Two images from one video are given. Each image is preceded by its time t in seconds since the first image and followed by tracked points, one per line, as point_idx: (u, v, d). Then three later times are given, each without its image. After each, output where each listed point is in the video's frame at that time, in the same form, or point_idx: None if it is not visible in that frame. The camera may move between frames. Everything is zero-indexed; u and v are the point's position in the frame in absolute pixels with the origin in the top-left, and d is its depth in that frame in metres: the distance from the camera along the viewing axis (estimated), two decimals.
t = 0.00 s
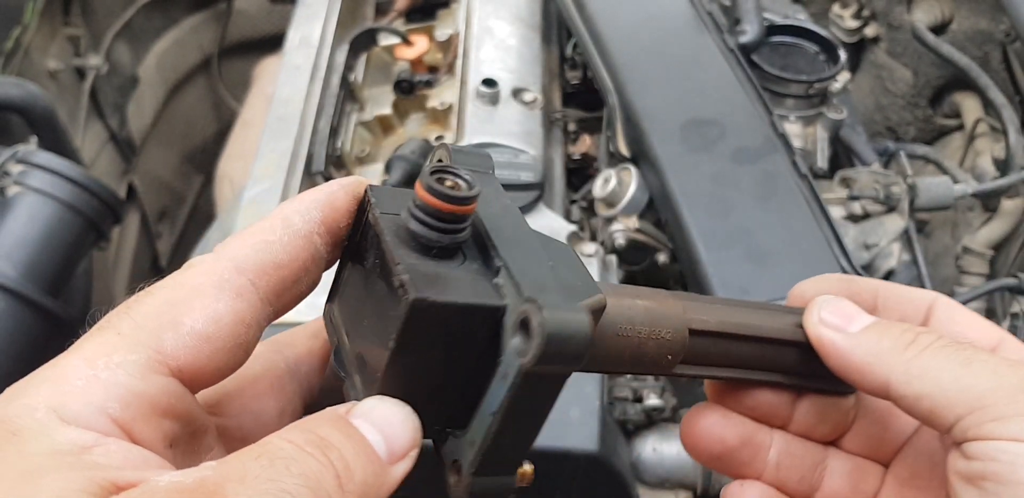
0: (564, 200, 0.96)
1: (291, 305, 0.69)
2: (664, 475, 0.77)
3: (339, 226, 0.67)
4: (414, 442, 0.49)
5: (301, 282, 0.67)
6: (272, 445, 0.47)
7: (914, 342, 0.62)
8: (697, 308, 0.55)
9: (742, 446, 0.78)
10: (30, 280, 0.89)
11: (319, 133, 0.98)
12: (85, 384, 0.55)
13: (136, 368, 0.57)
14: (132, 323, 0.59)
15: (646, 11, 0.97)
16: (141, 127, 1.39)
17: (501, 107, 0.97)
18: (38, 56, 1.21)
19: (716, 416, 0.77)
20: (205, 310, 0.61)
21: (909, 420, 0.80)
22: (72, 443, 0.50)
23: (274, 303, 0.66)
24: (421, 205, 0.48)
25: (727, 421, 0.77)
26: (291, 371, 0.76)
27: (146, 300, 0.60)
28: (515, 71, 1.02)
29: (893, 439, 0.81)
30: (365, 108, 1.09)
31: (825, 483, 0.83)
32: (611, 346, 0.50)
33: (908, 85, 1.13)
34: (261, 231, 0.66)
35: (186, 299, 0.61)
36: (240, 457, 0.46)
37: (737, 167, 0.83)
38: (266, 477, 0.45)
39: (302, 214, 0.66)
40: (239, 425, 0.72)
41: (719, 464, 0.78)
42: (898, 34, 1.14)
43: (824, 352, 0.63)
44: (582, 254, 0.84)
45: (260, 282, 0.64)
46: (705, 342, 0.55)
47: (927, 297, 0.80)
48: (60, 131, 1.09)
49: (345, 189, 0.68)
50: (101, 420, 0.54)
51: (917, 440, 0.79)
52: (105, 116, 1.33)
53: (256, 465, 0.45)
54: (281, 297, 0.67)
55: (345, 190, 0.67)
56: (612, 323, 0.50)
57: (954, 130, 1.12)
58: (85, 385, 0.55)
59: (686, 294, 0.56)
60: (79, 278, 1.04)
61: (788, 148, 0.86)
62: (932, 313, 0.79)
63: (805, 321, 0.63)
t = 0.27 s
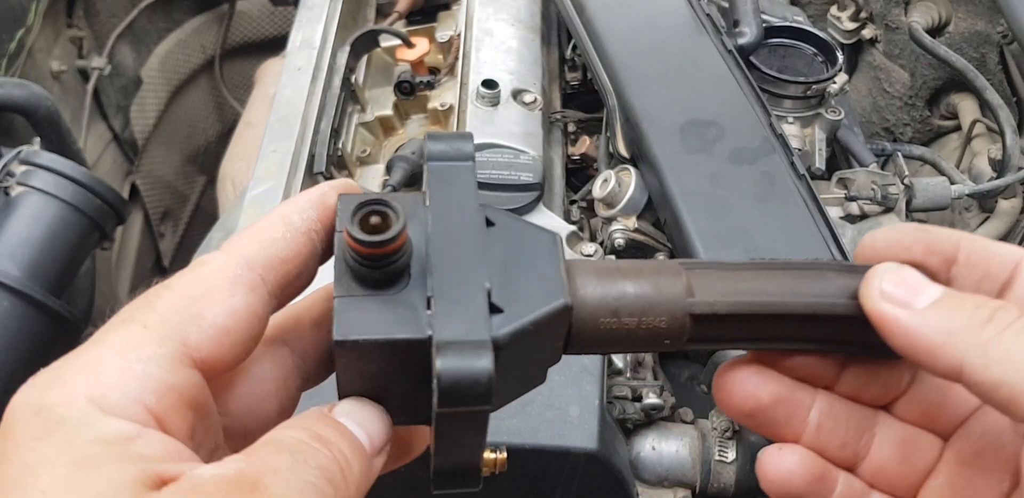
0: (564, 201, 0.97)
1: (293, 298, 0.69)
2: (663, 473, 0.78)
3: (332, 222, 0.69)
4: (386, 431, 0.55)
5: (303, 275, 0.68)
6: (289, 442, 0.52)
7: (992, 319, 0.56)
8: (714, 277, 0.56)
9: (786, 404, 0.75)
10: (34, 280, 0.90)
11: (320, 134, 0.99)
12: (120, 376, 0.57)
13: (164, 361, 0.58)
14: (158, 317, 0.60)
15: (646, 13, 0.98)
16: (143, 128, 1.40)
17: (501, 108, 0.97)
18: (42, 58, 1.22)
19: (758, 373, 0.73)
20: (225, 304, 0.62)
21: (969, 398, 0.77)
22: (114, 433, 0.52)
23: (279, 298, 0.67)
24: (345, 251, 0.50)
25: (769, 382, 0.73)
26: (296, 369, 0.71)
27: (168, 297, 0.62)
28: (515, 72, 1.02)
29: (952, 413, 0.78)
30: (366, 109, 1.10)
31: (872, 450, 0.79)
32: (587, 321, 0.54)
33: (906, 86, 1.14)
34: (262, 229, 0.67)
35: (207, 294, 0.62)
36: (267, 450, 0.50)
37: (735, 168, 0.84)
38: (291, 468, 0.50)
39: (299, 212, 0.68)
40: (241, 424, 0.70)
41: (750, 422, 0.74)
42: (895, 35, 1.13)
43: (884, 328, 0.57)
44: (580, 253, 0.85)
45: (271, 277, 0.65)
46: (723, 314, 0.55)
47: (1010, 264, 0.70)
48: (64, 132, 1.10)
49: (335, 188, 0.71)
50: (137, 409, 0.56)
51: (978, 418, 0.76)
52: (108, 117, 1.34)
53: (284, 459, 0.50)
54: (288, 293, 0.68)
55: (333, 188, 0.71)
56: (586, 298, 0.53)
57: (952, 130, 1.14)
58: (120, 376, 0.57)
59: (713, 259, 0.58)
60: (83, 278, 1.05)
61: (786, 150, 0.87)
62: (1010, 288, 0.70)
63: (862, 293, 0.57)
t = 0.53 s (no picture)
0: (564, 200, 0.96)
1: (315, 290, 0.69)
2: (664, 474, 0.77)
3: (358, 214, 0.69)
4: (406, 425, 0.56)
5: (327, 266, 0.67)
6: (313, 430, 0.52)
7: None
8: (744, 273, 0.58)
9: (818, 397, 0.77)
10: (31, 279, 0.89)
11: (319, 133, 0.99)
12: (146, 368, 0.56)
13: (187, 350, 0.58)
14: (183, 306, 0.60)
15: (646, 12, 0.97)
16: (141, 128, 1.40)
17: (502, 108, 0.97)
18: (40, 57, 1.21)
19: (791, 368, 0.75)
20: (248, 294, 0.62)
21: (1016, 404, 0.76)
22: (140, 427, 0.52)
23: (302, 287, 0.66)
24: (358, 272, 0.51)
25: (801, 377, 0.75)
26: (315, 354, 0.72)
27: (192, 286, 0.61)
28: (516, 71, 1.02)
29: (997, 416, 0.77)
30: (365, 108, 1.09)
31: (912, 451, 0.80)
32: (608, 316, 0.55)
33: (908, 86, 1.13)
34: (286, 217, 0.67)
35: (230, 283, 0.62)
36: (298, 440, 0.51)
37: (737, 168, 0.83)
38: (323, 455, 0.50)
39: (325, 201, 0.67)
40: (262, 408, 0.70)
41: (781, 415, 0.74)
42: (896, 34, 1.14)
43: (935, 333, 0.56)
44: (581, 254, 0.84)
45: (294, 267, 0.64)
46: (749, 316, 0.56)
47: None
48: (61, 131, 1.10)
49: (361, 178, 0.70)
50: (163, 400, 0.55)
51: None
52: (106, 117, 1.34)
53: (315, 449, 0.50)
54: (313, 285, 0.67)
55: (358, 177, 0.70)
56: (607, 295, 0.55)
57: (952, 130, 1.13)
58: (145, 368, 0.56)
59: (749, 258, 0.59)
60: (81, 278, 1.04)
61: (788, 149, 0.86)
62: None
63: (913, 297, 0.56)
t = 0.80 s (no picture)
0: (564, 200, 0.96)
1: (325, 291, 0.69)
2: (664, 474, 0.77)
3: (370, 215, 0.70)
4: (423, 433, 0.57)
5: (337, 268, 0.68)
6: (323, 435, 0.52)
7: None
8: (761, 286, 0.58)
9: (822, 405, 0.78)
10: (31, 279, 0.89)
11: (319, 133, 0.99)
12: (147, 371, 0.56)
13: (190, 352, 0.58)
14: (186, 308, 0.60)
15: (646, 11, 0.97)
16: (141, 128, 1.40)
17: (501, 108, 0.97)
18: (40, 56, 1.21)
19: (796, 378, 0.77)
20: (253, 295, 0.61)
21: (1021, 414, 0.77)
22: (142, 431, 0.52)
23: (311, 288, 0.67)
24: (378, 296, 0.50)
25: (806, 387, 0.77)
26: (323, 349, 0.72)
27: (198, 287, 0.61)
28: (516, 71, 1.02)
29: (1003, 424, 0.78)
30: (365, 108, 1.09)
31: (919, 459, 0.81)
32: (625, 329, 0.55)
33: (908, 85, 1.13)
34: (298, 217, 0.67)
35: (237, 283, 0.62)
36: (310, 445, 0.51)
37: (737, 168, 0.83)
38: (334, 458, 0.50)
39: (337, 202, 0.68)
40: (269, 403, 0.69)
41: (788, 422, 0.75)
42: (897, 34, 1.14)
43: (940, 346, 0.57)
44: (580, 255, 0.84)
45: (302, 268, 0.65)
46: (763, 332, 0.57)
47: None
48: (61, 131, 1.10)
49: (376, 180, 0.71)
50: (165, 403, 0.55)
51: None
52: (106, 117, 1.34)
53: (327, 455, 0.50)
54: (322, 286, 0.67)
55: (374, 180, 0.71)
56: (625, 307, 0.55)
57: (953, 130, 1.13)
58: (147, 371, 0.56)
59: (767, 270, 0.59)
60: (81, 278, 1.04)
61: (789, 150, 0.86)
62: None
63: (919, 311, 0.57)
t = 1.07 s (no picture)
0: (564, 200, 0.96)
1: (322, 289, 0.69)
2: (664, 474, 0.77)
3: (366, 214, 0.70)
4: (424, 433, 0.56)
5: (333, 266, 0.68)
6: (322, 425, 0.52)
7: None
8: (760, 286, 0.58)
9: (819, 400, 0.78)
10: (31, 279, 0.89)
11: (319, 133, 0.99)
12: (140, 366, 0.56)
13: (183, 347, 0.58)
14: (180, 304, 0.60)
15: (646, 11, 0.97)
16: (141, 128, 1.40)
17: (501, 108, 0.97)
18: (40, 57, 1.21)
19: (793, 375, 0.77)
20: (248, 290, 0.62)
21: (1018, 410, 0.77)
22: (134, 425, 0.52)
23: (306, 286, 0.66)
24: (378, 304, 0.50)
25: (802, 382, 0.78)
26: (322, 346, 0.72)
27: (193, 283, 0.62)
28: (516, 71, 1.02)
29: (1000, 420, 0.78)
30: (365, 108, 1.09)
31: (916, 454, 0.81)
32: (624, 329, 0.55)
33: (908, 85, 1.13)
34: (294, 216, 0.67)
35: (233, 279, 0.62)
36: (302, 436, 0.50)
37: (737, 168, 0.83)
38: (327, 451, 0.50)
39: (333, 200, 0.68)
40: (268, 400, 0.69)
41: (785, 416, 0.76)
42: (897, 34, 1.13)
43: (935, 343, 0.57)
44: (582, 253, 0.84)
45: (297, 265, 0.65)
46: (761, 332, 0.57)
47: None
48: (61, 131, 1.10)
49: (375, 180, 0.71)
50: (159, 397, 0.55)
51: None
52: (106, 117, 1.34)
53: (320, 444, 0.50)
54: (318, 283, 0.67)
55: (373, 179, 0.71)
56: (624, 307, 0.55)
57: (953, 130, 1.13)
58: (141, 366, 0.56)
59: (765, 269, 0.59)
60: (81, 278, 1.04)
61: (789, 149, 0.86)
62: None
63: (915, 308, 0.57)
